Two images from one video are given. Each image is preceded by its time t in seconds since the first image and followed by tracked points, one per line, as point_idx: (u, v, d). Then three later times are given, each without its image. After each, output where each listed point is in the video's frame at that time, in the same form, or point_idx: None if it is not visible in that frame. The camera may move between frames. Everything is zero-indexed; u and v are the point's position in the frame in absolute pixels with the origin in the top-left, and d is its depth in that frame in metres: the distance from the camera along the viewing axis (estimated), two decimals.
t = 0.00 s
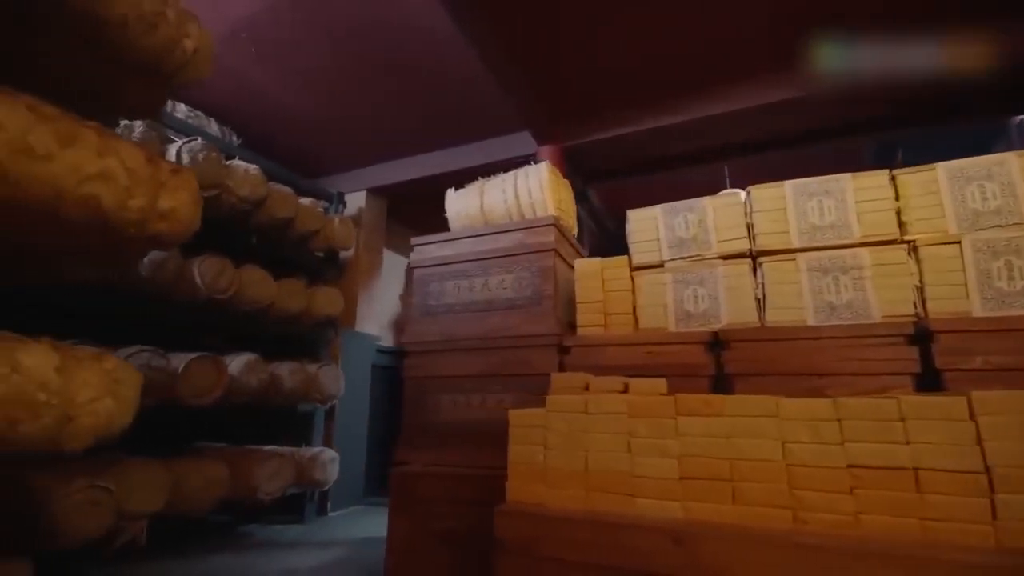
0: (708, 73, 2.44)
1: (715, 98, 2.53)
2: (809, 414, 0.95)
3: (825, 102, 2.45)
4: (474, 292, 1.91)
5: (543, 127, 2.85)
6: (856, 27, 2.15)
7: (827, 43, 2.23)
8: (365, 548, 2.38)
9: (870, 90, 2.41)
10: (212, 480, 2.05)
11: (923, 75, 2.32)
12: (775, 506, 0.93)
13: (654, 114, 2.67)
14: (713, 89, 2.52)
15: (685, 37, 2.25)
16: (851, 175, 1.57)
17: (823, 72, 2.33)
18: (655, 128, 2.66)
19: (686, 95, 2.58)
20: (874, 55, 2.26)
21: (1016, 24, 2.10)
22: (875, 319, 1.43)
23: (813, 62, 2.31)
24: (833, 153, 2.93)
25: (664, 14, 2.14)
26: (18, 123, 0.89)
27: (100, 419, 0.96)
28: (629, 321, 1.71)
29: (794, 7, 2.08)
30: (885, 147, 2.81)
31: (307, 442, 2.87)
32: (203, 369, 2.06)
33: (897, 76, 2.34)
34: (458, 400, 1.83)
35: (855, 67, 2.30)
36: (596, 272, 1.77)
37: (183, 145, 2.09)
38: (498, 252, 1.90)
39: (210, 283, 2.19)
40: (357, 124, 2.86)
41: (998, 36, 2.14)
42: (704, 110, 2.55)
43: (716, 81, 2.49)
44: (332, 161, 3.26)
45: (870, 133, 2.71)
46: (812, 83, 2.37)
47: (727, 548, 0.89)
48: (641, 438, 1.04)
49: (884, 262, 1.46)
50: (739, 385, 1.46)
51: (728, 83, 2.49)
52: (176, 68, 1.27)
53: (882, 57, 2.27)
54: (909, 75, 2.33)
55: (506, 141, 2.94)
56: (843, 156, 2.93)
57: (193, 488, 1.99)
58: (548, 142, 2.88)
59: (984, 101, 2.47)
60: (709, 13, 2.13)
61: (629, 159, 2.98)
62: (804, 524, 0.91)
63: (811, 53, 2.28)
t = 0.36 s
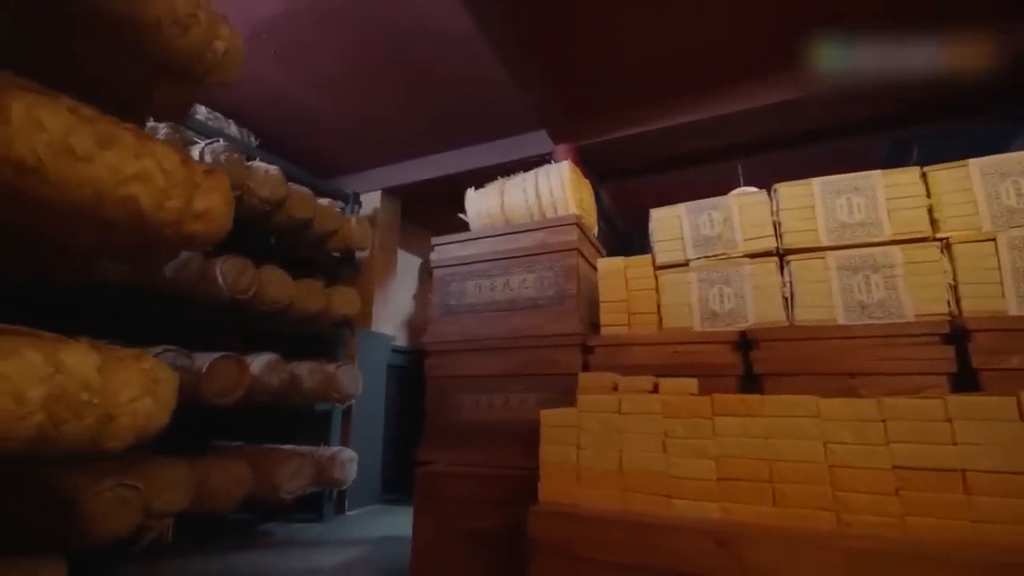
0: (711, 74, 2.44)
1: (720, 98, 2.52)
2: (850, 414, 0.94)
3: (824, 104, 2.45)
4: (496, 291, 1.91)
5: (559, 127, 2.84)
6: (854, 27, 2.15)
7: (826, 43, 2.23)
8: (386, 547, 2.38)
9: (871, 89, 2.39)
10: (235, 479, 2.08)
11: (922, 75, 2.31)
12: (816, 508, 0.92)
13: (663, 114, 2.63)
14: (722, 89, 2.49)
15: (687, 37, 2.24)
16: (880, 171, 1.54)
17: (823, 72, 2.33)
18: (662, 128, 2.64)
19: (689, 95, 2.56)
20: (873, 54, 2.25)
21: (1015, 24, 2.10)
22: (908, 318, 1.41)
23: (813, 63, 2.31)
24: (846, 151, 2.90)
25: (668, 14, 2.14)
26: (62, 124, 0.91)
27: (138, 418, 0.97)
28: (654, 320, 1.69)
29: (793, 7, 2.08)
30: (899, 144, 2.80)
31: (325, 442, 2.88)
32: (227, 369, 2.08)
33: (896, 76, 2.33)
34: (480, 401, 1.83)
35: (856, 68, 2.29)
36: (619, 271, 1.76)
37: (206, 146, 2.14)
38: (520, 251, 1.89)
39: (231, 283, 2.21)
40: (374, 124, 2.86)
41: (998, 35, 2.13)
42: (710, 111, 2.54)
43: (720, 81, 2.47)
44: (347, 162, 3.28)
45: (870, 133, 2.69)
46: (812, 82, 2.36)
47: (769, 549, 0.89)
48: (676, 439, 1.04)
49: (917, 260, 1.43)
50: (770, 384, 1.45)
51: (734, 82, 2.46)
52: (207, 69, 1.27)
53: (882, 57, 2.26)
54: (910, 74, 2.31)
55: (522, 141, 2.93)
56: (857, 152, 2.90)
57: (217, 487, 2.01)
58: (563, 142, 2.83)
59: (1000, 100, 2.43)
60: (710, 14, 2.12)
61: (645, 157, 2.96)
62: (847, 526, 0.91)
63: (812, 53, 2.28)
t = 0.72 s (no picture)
0: (722, 74, 2.52)
1: (726, 97, 2.58)
2: (896, 415, 0.93)
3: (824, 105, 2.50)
4: (519, 290, 1.90)
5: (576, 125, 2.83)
6: (853, 26, 2.24)
7: (827, 42, 2.32)
8: (408, 545, 2.39)
9: (872, 88, 2.45)
10: (260, 477, 2.09)
11: (922, 76, 2.37)
12: (863, 510, 0.91)
13: (666, 114, 2.69)
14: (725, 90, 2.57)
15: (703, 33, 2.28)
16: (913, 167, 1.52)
17: (824, 72, 2.40)
18: (670, 127, 2.68)
19: (700, 94, 2.62)
20: (873, 54, 2.34)
21: (1015, 24, 2.19)
22: (945, 316, 1.39)
23: (815, 63, 2.39)
24: (866, 145, 2.91)
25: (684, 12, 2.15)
26: (105, 125, 0.90)
27: (180, 418, 0.92)
28: (680, 319, 1.68)
29: (788, 7, 2.16)
30: (915, 141, 2.79)
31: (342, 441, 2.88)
32: (250, 367, 2.10)
33: (895, 76, 2.40)
34: (505, 400, 1.83)
35: (856, 67, 2.37)
36: (644, 269, 1.75)
37: (228, 148, 2.16)
38: (543, 250, 1.88)
39: (253, 283, 2.23)
40: (391, 124, 2.86)
41: (996, 34, 2.22)
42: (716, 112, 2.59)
43: (732, 81, 2.54)
44: (363, 163, 3.30)
45: (872, 133, 2.76)
46: (812, 82, 2.42)
47: (814, 550, 0.89)
48: (716, 439, 1.03)
49: (952, 257, 1.41)
50: (803, 384, 1.43)
51: (742, 83, 2.53)
52: (238, 71, 1.26)
53: (882, 57, 2.34)
54: (910, 74, 2.38)
55: (539, 139, 2.92)
56: (874, 145, 2.90)
57: (242, 484, 2.03)
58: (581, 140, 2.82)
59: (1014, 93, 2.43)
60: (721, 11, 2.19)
61: (662, 153, 2.94)
62: (895, 529, 0.89)
63: (812, 53, 2.36)
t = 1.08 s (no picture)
0: (734, 73, 2.54)
1: (733, 98, 2.60)
2: (941, 416, 0.94)
3: (829, 104, 2.51)
4: (540, 289, 1.90)
5: (592, 122, 2.82)
6: (854, 25, 2.28)
7: (829, 42, 2.36)
8: (428, 543, 2.39)
9: (875, 89, 2.47)
10: (283, 475, 2.11)
11: (923, 76, 2.40)
12: (909, 511, 0.92)
13: (675, 114, 2.71)
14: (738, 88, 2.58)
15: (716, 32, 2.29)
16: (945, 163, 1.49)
17: (825, 71, 2.43)
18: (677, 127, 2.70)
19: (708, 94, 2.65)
20: (873, 54, 2.37)
21: (1013, 23, 2.21)
22: (981, 314, 1.36)
23: (817, 62, 2.42)
24: (878, 141, 2.91)
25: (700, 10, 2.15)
26: (145, 127, 0.85)
27: (218, 417, 0.85)
28: (706, 318, 1.66)
29: (794, 7, 2.21)
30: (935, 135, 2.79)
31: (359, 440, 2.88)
32: (272, 365, 2.12)
33: (897, 77, 2.43)
34: (527, 399, 1.82)
35: (858, 66, 2.40)
36: (669, 268, 1.73)
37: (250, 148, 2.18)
38: (565, 249, 1.87)
39: (275, 283, 2.24)
40: (409, 124, 2.86)
41: (993, 36, 2.25)
42: (722, 112, 2.61)
43: (741, 81, 2.56)
44: (379, 163, 3.32)
45: (887, 129, 2.78)
46: (815, 82, 2.44)
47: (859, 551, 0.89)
48: (755, 440, 1.04)
49: (987, 254, 1.39)
50: (834, 384, 1.41)
51: (751, 83, 2.55)
52: (267, 72, 1.21)
53: (883, 57, 2.38)
54: (910, 74, 2.41)
55: (554, 138, 2.90)
56: (889, 139, 2.90)
57: (267, 482, 2.05)
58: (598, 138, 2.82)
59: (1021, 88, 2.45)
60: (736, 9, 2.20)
61: (678, 150, 2.92)
62: (943, 530, 0.90)
63: (813, 53, 2.41)
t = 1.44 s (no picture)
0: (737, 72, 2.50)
1: (738, 98, 2.55)
2: (981, 416, 0.93)
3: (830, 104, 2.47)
4: (559, 288, 1.89)
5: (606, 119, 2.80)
6: (853, 25, 2.25)
7: (828, 41, 2.32)
8: (445, 543, 2.39)
9: (875, 90, 2.42)
10: (300, 473, 2.12)
11: (923, 76, 2.36)
12: (949, 512, 0.92)
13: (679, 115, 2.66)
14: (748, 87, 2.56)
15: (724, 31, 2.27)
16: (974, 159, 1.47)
17: (824, 70, 2.39)
18: (681, 127, 2.66)
19: (711, 94, 2.61)
20: (874, 54, 2.33)
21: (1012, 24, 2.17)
22: (1013, 312, 1.34)
23: (816, 62, 2.38)
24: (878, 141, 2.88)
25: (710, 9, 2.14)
26: (177, 127, 0.84)
27: (249, 416, 0.85)
28: (728, 317, 1.65)
29: (791, 7, 2.20)
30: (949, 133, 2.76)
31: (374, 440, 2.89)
32: (291, 364, 2.13)
33: (897, 77, 2.38)
34: (547, 398, 1.82)
35: (857, 66, 2.35)
36: (690, 266, 1.72)
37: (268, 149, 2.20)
38: (584, 248, 1.87)
39: (292, 283, 2.25)
40: (422, 124, 2.86)
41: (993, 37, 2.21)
42: (726, 111, 2.56)
43: (745, 80, 2.52)
44: (392, 163, 3.33)
45: (901, 127, 2.73)
46: (815, 82, 2.40)
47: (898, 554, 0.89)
48: (789, 440, 1.03)
49: (1019, 251, 1.36)
50: (862, 383, 1.39)
51: (752, 83, 2.52)
52: (290, 72, 1.21)
53: (883, 57, 2.33)
54: (909, 75, 2.36)
55: (568, 136, 2.89)
56: (904, 137, 2.84)
57: (286, 480, 2.06)
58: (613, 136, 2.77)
59: (1022, 89, 2.41)
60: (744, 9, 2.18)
61: (692, 149, 2.90)
62: (984, 531, 0.89)
63: (812, 53, 2.36)
